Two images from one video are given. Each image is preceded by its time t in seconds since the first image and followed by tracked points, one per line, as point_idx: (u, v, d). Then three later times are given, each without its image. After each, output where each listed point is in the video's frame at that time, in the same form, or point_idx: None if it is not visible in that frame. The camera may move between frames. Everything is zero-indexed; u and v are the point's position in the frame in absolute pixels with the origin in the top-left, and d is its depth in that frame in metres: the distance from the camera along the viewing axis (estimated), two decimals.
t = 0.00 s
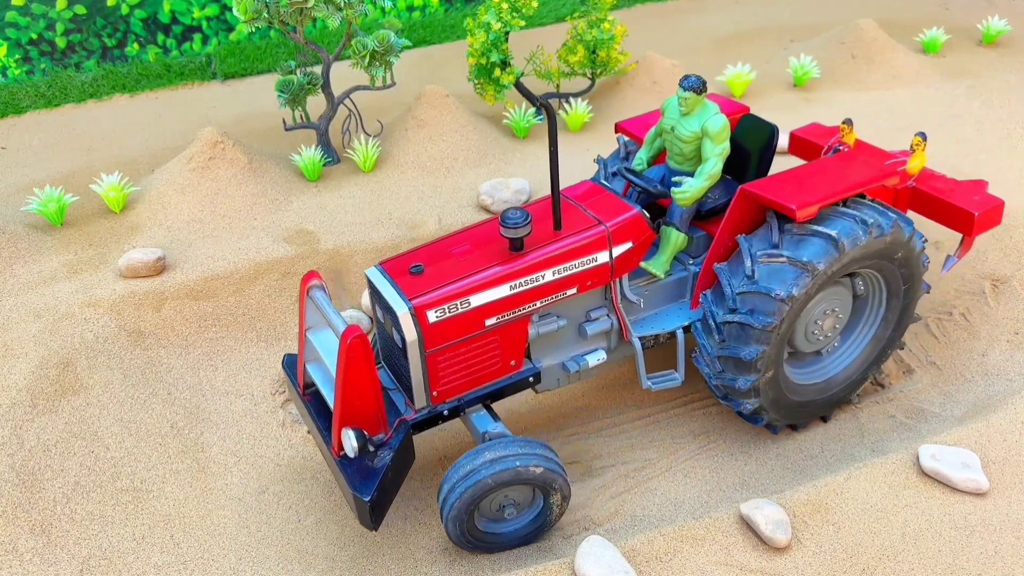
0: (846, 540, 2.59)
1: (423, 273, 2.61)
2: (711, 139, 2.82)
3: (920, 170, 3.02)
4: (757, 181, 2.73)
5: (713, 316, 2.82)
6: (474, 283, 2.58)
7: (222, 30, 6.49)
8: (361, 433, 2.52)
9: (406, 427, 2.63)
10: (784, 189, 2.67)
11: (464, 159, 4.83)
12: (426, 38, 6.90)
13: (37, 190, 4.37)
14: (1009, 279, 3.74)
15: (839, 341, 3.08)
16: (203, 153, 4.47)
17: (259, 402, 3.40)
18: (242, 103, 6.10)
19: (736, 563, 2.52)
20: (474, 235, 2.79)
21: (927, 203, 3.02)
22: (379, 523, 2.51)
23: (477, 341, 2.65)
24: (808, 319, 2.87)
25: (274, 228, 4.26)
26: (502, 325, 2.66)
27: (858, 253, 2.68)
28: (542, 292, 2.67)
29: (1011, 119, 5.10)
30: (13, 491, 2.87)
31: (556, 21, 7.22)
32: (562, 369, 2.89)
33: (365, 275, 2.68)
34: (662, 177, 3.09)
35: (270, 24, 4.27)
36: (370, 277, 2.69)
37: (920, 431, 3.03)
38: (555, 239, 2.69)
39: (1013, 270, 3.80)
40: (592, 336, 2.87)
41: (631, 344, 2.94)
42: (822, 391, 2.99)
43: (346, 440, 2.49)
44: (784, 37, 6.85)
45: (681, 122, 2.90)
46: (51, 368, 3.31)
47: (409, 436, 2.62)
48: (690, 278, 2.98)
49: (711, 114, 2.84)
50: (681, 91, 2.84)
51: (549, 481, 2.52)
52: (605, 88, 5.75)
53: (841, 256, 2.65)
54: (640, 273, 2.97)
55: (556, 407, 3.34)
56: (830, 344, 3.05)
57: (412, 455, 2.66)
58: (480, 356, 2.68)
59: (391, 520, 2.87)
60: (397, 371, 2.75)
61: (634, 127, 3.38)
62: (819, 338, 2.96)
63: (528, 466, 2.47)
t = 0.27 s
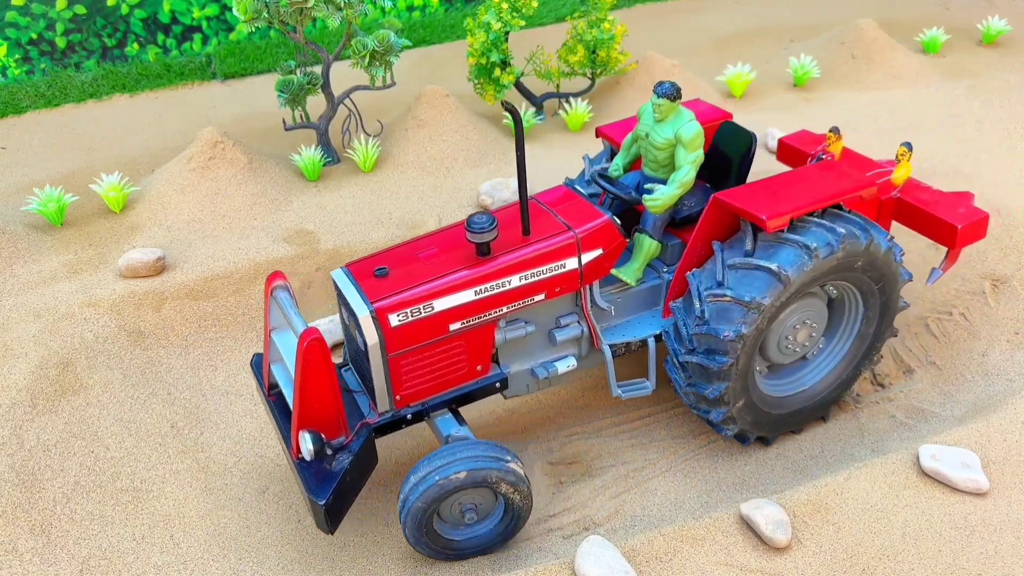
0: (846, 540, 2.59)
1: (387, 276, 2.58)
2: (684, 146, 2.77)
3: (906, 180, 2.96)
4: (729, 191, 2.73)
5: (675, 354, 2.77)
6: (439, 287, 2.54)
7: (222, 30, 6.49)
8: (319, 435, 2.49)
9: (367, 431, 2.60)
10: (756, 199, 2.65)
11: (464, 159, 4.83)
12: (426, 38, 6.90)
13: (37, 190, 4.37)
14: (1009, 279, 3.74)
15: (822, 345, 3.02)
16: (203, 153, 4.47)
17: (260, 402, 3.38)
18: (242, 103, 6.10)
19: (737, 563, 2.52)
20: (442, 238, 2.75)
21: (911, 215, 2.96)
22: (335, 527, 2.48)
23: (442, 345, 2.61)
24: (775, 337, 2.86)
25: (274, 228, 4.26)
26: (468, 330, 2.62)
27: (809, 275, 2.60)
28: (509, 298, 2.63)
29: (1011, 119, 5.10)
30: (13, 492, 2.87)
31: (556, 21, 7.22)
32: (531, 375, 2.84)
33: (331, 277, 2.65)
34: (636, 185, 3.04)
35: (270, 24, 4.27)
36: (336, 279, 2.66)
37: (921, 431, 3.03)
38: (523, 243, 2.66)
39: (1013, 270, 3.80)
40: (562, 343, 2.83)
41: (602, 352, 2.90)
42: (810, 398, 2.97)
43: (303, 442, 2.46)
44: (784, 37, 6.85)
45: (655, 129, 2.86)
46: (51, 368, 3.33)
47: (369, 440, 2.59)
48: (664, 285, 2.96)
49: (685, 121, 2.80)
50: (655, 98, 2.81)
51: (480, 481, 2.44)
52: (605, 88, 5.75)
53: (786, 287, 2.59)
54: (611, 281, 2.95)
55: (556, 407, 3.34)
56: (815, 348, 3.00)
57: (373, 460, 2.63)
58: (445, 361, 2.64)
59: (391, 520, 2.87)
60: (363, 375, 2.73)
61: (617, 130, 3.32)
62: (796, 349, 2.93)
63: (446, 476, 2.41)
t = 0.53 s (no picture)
0: (846, 540, 2.59)
1: (355, 279, 2.52)
2: (659, 153, 2.74)
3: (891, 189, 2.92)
4: (704, 199, 2.65)
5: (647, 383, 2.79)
6: (407, 291, 2.48)
7: (222, 30, 6.49)
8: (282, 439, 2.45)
9: (333, 435, 2.56)
10: (730, 209, 2.58)
11: (464, 159, 4.83)
12: (426, 38, 6.90)
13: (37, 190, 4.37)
14: (1009, 279, 3.74)
15: (806, 343, 2.95)
16: (202, 153, 4.48)
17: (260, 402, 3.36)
18: (242, 103, 6.09)
19: (737, 563, 2.52)
20: (414, 241, 2.70)
21: (896, 225, 2.93)
22: (298, 532, 2.45)
23: (410, 350, 2.56)
24: (749, 351, 2.82)
25: (274, 228, 4.26)
26: (436, 335, 2.56)
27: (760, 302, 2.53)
28: (479, 304, 2.57)
29: (1011, 119, 5.10)
30: (13, 492, 2.88)
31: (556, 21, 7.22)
32: (503, 381, 2.81)
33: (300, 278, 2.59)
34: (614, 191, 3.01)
35: (270, 24, 4.27)
36: (305, 281, 2.61)
37: (920, 431, 3.03)
38: (495, 248, 2.60)
39: (1013, 270, 3.80)
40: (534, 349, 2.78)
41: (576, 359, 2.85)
42: (801, 396, 2.94)
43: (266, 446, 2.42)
44: (784, 37, 6.85)
45: (631, 135, 2.82)
46: (51, 368, 3.33)
47: (335, 444, 2.55)
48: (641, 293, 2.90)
49: (660, 128, 2.76)
50: (631, 104, 2.76)
51: (409, 498, 2.39)
52: (605, 88, 5.75)
53: (737, 318, 2.52)
54: (585, 288, 2.90)
55: (556, 407, 3.33)
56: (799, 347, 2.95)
57: (340, 463, 2.58)
58: (414, 366, 2.59)
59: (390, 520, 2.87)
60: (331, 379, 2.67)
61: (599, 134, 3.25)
62: (777, 356, 2.88)
63: (377, 502, 2.39)
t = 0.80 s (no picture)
0: (846, 540, 2.59)
1: (312, 283, 2.48)
2: (623, 159, 2.67)
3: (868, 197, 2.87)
4: (671, 205, 2.59)
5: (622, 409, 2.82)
6: (364, 296, 2.44)
7: (222, 30, 6.49)
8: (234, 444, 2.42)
9: (290, 440, 2.52)
10: (695, 215, 2.51)
11: (464, 159, 4.83)
12: (426, 38, 6.90)
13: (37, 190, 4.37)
14: (1009, 279, 3.74)
15: (782, 338, 2.87)
16: (202, 153, 4.48)
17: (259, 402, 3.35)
18: (242, 103, 6.10)
19: (737, 563, 2.52)
20: (377, 243, 2.65)
21: (872, 233, 2.88)
22: (250, 537, 2.42)
23: (369, 355, 2.52)
24: (714, 364, 2.78)
25: (274, 227, 4.26)
26: (395, 340, 2.52)
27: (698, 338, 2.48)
28: (440, 309, 2.52)
29: (1012, 119, 5.09)
30: (13, 492, 2.88)
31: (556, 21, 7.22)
32: (467, 387, 2.77)
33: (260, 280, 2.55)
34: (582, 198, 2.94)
35: (270, 24, 4.27)
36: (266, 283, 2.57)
37: (921, 431, 3.03)
38: (458, 252, 2.55)
39: (1013, 270, 3.80)
40: (499, 355, 2.74)
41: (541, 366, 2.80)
42: (790, 390, 2.89)
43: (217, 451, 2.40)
44: (784, 37, 6.85)
45: (597, 140, 2.76)
46: (51, 369, 3.34)
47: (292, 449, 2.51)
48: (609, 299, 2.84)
49: (626, 133, 2.69)
50: (596, 108, 2.71)
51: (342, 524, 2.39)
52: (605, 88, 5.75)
53: (678, 357, 2.49)
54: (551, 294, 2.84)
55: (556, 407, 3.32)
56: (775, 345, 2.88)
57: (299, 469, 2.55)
58: (374, 371, 2.55)
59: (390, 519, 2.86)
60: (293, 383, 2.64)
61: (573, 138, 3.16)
62: (749, 362, 2.84)
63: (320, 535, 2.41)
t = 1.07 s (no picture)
0: (846, 540, 2.58)
1: (251, 292, 2.47)
2: (571, 170, 2.65)
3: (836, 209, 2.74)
4: (619, 219, 2.52)
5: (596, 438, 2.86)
6: (300, 306, 2.43)
7: (222, 30, 6.49)
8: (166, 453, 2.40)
9: (226, 449, 2.50)
10: (642, 229, 2.45)
11: (464, 159, 4.82)
12: (426, 38, 6.90)
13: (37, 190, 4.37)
14: (1009, 279, 3.74)
15: (738, 336, 2.74)
16: (202, 153, 4.48)
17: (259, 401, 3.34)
18: (241, 103, 6.10)
19: (736, 563, 2.52)
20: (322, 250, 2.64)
21: (839, 246, 2.73)
22: (183, 545, 2.42)
23: (308, 365, 2.51)
24: (667, 385, 2.74)
25: (274, 227, 4.26)
26: (334, 351, 2.50)
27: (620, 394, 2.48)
28: (380, 320, 2.51)
29: (1012, 118, 5.09)
30: (13, 492, 2.88)
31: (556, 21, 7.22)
32: (414, 398, 2.71)
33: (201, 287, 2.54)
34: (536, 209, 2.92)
35: (270, 24, 4.27)
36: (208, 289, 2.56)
37: (921, 431, 3.03)
38: (400, 263, 2.53)
39: (1014, 270, 3.80)
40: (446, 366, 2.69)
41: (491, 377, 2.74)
42: (763, 384, 2.78)
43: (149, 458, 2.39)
44: (784, 37, 6.85)
45: (546, 150, 2.74)
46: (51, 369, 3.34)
47: (227, 460, 2.48)
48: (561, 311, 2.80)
49: (575, 143, 2.67)
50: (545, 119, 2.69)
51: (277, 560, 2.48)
52: (605, 88, 5.75)
53: (610, 412, 2.50)
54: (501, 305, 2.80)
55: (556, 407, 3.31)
56: (732, 347, 2.76)
57: (237, 479, 2.52)
58: (313, 381, 2.54)
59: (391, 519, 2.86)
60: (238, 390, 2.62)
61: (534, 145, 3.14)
62: (706, 371, 2.76)
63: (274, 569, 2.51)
